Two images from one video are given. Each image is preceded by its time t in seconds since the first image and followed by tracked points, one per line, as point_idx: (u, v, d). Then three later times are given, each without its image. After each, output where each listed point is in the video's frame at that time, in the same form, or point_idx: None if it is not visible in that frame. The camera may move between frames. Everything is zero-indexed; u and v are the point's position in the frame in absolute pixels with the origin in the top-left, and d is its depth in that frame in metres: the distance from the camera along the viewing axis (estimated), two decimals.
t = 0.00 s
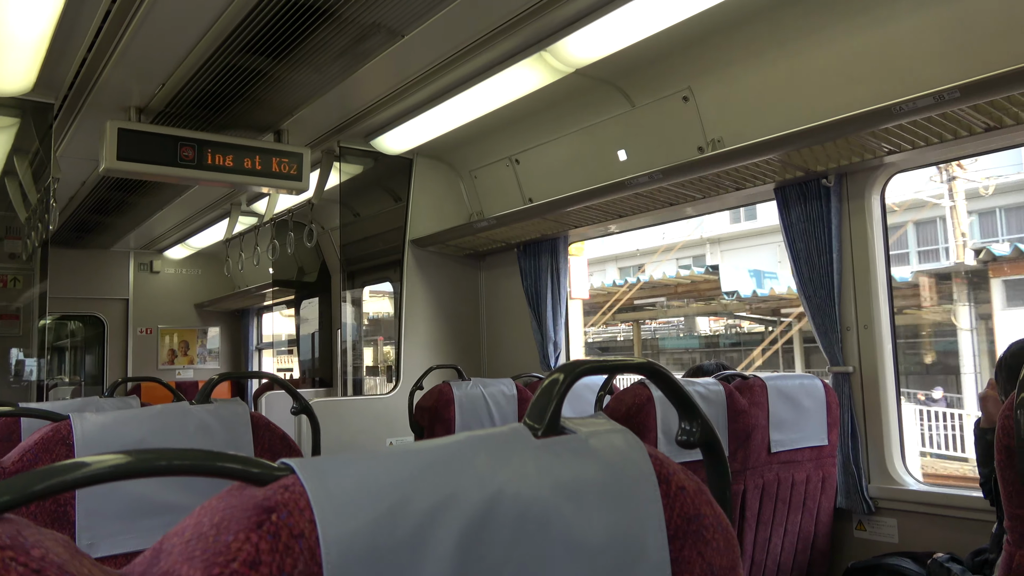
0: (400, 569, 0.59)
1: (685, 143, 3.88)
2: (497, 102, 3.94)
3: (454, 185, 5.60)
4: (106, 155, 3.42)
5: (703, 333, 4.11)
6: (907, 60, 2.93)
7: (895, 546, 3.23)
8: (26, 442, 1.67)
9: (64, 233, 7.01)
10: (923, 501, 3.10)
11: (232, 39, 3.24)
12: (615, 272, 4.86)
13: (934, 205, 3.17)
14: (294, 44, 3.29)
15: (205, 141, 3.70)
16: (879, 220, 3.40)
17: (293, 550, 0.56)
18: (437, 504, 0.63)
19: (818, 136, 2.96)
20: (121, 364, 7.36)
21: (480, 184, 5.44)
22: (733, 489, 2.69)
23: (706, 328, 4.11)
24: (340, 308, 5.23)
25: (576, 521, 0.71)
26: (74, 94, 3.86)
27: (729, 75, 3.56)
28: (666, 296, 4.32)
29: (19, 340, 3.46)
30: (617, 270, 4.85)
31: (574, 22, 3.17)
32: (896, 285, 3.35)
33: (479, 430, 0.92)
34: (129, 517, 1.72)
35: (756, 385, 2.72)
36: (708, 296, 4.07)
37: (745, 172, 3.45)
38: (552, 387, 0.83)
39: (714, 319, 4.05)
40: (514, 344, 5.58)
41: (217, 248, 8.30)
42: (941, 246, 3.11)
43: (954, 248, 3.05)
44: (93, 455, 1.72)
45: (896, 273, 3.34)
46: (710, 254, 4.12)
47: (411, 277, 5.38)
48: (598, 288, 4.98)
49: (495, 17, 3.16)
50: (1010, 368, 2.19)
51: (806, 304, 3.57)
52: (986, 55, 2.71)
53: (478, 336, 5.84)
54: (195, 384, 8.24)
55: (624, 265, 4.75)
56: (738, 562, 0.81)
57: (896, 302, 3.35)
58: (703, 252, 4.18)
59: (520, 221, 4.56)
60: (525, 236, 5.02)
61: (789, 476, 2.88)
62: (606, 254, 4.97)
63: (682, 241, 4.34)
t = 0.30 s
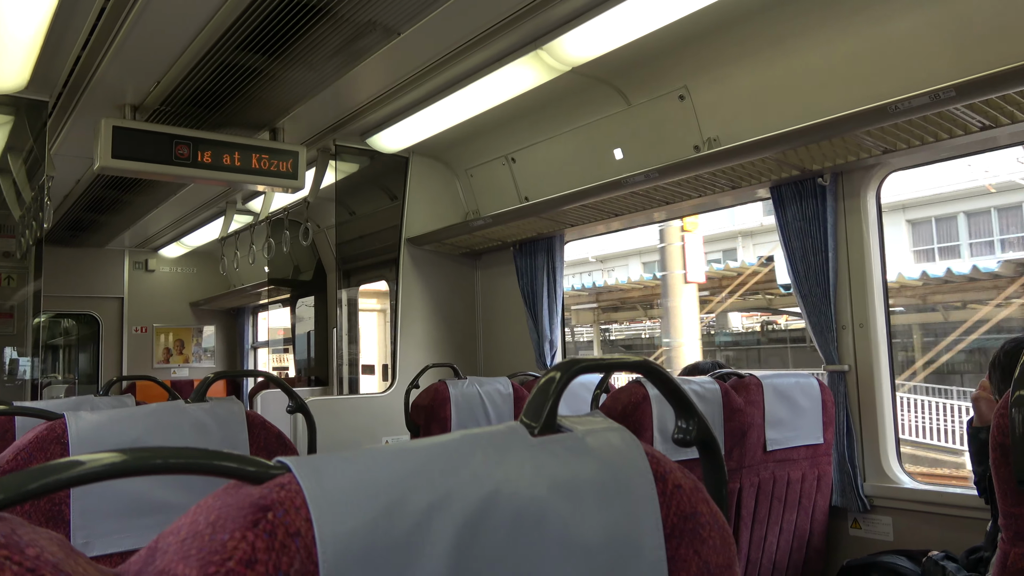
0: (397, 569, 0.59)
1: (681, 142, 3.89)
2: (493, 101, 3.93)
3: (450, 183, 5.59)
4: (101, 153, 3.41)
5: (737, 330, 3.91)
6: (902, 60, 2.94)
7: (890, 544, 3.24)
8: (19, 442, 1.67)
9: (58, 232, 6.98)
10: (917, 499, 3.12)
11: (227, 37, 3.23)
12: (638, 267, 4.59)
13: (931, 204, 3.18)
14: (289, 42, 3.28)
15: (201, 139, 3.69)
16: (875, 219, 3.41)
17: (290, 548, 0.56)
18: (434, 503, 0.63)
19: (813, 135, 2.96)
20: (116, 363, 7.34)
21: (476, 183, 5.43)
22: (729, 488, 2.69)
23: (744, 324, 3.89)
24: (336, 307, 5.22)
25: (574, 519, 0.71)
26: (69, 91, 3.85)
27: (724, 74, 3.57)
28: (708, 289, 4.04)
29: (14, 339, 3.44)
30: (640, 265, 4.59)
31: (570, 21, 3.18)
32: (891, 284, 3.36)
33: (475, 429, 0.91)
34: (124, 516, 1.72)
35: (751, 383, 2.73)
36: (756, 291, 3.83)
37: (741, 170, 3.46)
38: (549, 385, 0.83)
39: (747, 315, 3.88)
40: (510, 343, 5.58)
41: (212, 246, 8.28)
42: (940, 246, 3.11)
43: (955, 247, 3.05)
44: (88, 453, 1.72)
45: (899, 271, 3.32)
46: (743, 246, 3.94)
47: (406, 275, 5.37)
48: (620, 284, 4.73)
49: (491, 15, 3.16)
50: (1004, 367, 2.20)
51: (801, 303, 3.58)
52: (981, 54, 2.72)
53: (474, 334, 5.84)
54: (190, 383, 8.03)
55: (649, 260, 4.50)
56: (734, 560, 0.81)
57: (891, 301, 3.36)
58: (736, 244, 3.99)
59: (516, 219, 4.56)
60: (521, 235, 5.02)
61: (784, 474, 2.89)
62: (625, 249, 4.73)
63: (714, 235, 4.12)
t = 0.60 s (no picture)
0: (393, 566, 0.59)
1: (677, 140, 3.89)
2: (489, 98, 3.93)
3: (446, 181, 5.59)
4: (96, 150, 3.39)
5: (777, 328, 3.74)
6: (897, 58, 2.94)
7: (884, 541, 3.25)
8: (14, 441, 1.65)
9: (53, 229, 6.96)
10: (912, 496, 3.13)
11: (222, 35, 3.22)
12: (664, 262, 4.38)
13: (926, 203, 3.18)
14: (284, 39, 3.27)
15: (196, 136, 3.68)
16: (869, 217, 3.42)
17: (285, 547, 0.56)
18: (429, 500, 0.63)
19: (808, 133, 2.97)
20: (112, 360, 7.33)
21: (472, 181, 5.43)
22: (724, 485, 2.70)
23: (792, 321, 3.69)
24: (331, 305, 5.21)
25: (569, 515, 0.71)
26: (63, 88, 3.83)
27: (719, 72, 3.57)
28: (760, 285, 3.81)
29: (8, 337, 3.42)
30: (666, 260, 4.38)
31: (565, 19, 3.18)
32: (886, 282, 3.37)
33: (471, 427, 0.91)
34: (120, 513, 1.71)
35: (747, 380, 2.74)
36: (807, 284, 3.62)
37: (736, 168, 3.46)
38: (544, 383, 0.83)
39: (784, 312, 3.73)
40: (506, 341, 5.58)
41: (208, 244, 8.27)
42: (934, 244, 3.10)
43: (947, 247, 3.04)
44: (84, 451, 1.72)
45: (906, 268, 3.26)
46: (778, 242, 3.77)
47: (402, 273, 5.37)
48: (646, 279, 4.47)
49: (487, 13, 3.16)
50: (997, 364, 2.21)
51: (796, 300, 3.59)
52: (975, 53, 2.73)
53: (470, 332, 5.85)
54: (186, 381, 7.92)
55: (675, 255, 4.30)
56: (729, 557, 0.82)
57: (886, 299, 3.37)
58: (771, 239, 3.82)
59: (512, 217, 4.56)
60: (517, 232, 5.02)
61: (779, 471, 2.90)
62: (650, 243, 4.51)
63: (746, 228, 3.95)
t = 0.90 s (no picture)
0: (390, 562, 0.59)
1: (673, 137, 3.89)
2: (485, 96, 3.92)
3: (442, 178, 5.58)
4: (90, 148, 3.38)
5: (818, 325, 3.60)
6: (892, 56, 2.95)
7: (879, 538, 3.27)
8: (9, 438, 1.65)
9: (47, 227, 6.93)
10: (907, 493, 3.14)
11: (218, 32, 3.21)
12: (694, 257, 4.15)
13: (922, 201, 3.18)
14: (280, 36, 3.26)
15: (191, 133, 3.66)
16: (865, 215, 3.43)
17: (282, 544, 0.56)
18: (427, 497, 0.63)
19: (805, 131, 2.98)
20: (107, 358, 7.31)
21: (468, 178, 5.42)
22: (720, 482, 2.71)
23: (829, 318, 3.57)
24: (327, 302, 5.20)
25: (566, 512, 0.71)
26: (57, 85, 3.81)
27: (715, 70, 3.57)
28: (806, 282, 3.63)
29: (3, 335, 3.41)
30: (696, 255, 4.14)
31: (562, 16, 3.17)
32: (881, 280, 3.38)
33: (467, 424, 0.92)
34: (116, 511, 1.71)
35: (743, 378, 2.74)
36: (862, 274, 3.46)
37: (733, 166, 3.47)
38: (541, 380, 0.83)
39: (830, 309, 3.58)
40: (502, 338, 5.59)
41: (203, 241, 8.26)
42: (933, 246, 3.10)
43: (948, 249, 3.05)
44: (79, 449, 1.71)
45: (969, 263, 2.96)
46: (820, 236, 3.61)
47: (398, 271, 5.36)
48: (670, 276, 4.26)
49: (484, 10, 3.16)
50: (991, 362, 2.22)
51: (792, 298, 3.60)
52: (970, 51, 2.74)
53: (466, 329, 5.85)
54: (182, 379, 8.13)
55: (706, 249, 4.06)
56: (724, 554, 0.82)
57: (881, 297, 3.38)
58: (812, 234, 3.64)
59: (509, 214, 4.56)
60: (513, 230, 5.02)
61: (774, 468, 2.91)
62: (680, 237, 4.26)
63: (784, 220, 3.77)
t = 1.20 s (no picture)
0: (388, 560, 0.59)
1: (671, 136, 3.89)
2: (483, 94, 3.92)
3: (440, 176, 5.58)
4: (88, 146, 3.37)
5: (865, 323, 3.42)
6: (889, 55, 2.96)
7: (876, 536, 3.28)
8: (7, 436, 1.66)
9: (44, 225, 6.91)
10: (904, 492, 3.15)
11: (216, 29, 3.20)
12: (728, 252, 3.95)
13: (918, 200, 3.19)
14: (278, 33, 3.25)
15: (188, 130, 3.66)
16: (862, 214, 3.44)
17: (280, 542, 0.56)
18: (425, 494, 0.63)
19: (803, 129, 2.98)
20: (104, 357, 7.30)
21: (466, 176, 5.42)
22: (718, 481, 2.71)
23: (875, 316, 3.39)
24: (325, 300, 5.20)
25: (563, 510, 0.71)
26: (55, 82, 3.81)
27: (714, 68, 3.57)
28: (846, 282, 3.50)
29: None
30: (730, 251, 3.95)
31: (561, 14, 3.17)
32: (878, 279, 3.39)
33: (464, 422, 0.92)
34: (113, 509, 1.71)
35: (740, 376, 2.74)
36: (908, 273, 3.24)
37: (730, 165, 3.47)
38: (539, 378, 0.84)
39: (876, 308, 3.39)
40: (501, 336, 5.59)
41: (200, 240, 8.24)
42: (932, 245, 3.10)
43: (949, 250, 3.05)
44: (76, 447, 1.71)
45: None
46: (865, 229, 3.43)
47: (396, 268, 5.36)
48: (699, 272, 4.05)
49: (483, 7, 3.15)
50: (988, 361, 2.23)
51: (790, 297, 3.60)
52: (967, 50, 2.75)
53: (463, 327, 5.85)
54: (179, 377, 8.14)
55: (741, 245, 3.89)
56: (722, 551, 0.82)
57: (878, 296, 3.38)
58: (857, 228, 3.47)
59: (507, 212, 4.55)
60: (511, 228, 5.02)
61: (772, 467, 2.92)
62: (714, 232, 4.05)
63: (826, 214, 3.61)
